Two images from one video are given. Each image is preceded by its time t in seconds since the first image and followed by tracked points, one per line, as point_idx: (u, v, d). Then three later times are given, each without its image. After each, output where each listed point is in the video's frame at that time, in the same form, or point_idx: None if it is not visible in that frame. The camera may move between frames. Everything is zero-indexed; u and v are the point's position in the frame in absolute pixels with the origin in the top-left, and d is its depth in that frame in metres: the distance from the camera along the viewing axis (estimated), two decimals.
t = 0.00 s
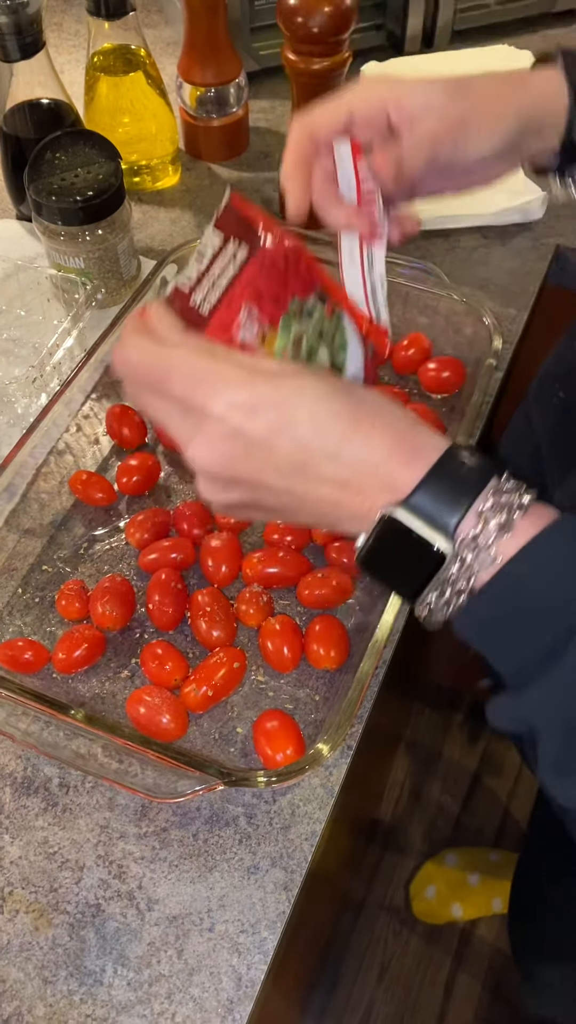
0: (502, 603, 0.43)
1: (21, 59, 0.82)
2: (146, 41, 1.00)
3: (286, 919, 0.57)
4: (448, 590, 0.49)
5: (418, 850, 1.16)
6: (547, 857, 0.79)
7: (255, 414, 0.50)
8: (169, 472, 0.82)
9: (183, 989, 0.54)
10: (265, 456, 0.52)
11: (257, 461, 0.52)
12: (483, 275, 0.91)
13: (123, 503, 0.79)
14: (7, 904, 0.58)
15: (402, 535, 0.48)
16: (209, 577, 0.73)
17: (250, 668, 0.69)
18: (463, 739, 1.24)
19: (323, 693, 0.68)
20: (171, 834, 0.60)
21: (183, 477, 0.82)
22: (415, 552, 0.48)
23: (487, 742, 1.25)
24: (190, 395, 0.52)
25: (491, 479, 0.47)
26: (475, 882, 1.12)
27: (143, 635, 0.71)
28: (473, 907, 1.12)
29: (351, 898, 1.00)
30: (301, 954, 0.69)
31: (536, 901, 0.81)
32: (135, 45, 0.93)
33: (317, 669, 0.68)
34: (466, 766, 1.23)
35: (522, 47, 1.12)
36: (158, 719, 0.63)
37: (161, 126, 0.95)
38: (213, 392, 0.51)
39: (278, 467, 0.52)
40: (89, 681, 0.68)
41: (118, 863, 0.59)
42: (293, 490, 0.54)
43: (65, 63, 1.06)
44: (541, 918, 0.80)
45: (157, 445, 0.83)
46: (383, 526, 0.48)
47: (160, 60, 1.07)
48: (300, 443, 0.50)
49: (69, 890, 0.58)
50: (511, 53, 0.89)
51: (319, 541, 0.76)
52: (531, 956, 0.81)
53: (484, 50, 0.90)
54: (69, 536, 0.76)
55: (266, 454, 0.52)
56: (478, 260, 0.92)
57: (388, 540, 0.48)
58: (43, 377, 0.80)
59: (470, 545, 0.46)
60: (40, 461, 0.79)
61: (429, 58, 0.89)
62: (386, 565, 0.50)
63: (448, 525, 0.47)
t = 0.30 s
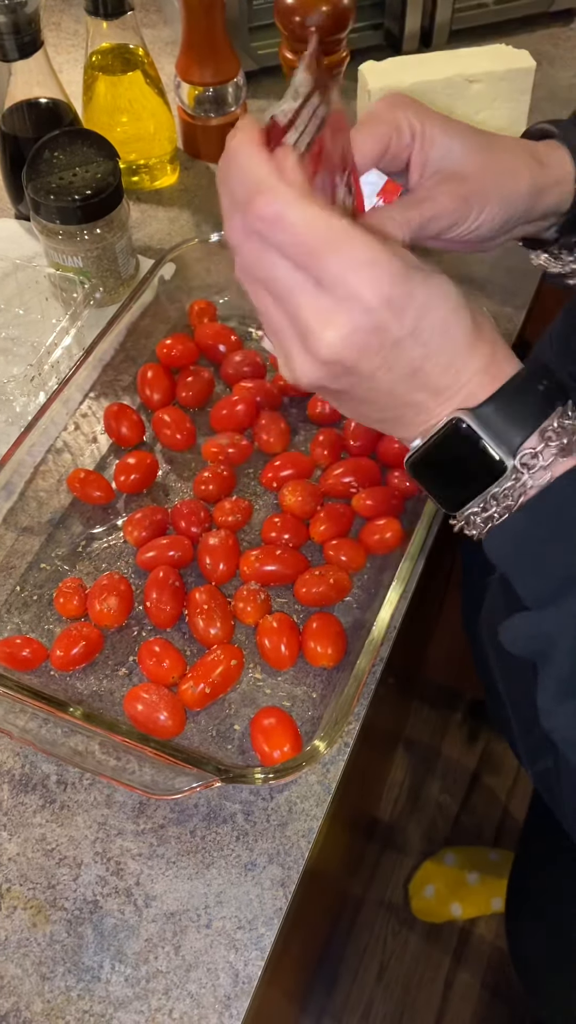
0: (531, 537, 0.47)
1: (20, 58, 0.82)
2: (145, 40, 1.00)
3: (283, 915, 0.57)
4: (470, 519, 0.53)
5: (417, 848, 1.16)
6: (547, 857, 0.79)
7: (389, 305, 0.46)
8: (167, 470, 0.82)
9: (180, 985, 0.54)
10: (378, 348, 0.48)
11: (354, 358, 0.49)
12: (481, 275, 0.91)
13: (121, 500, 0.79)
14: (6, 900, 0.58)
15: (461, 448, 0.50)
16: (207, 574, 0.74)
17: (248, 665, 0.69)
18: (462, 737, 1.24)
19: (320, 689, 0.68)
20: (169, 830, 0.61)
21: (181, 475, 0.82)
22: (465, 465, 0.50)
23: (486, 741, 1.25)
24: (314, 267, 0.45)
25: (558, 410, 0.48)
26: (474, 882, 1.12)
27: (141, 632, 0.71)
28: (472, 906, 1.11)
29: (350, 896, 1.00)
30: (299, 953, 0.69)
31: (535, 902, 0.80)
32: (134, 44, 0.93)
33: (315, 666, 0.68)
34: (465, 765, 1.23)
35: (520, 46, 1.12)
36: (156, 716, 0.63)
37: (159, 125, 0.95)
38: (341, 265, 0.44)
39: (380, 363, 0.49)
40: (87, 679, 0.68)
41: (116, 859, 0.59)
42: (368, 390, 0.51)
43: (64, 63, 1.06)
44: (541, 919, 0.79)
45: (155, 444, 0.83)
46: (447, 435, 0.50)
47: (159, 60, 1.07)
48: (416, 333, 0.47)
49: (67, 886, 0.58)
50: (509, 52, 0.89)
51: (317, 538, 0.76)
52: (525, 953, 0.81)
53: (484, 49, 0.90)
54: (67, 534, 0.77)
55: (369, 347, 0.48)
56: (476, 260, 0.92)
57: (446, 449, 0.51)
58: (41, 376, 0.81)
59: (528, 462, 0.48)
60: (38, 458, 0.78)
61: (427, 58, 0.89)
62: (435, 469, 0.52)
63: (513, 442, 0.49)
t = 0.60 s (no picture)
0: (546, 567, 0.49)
1: (17, 58, 0.82)
2: (142, 40, 1.00)
3: (279, 915, 0.57)
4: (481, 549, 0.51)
5: (415, 848, 1.16)
6: (542, 856, 0.79)
7: (401, 283, 0.46)
8: (163, 469, 0.82)
9: (175, 984, 0.54)
10: (389, 325, 0.48)
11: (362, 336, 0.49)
12: (478, 275, 0.91)
13: (117, 500, 0.79)
14: (1, 900, 0.58)
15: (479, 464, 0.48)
16: (203, 574, 0.74)
17: (243, 665, 0.69)
18: (460, 737, 1.24)
19: (316, 689, 0.68)
20: (164, 830, 0.61)
21: (178, 475, 0.82)
22: (478, 482, 0.49)
23: (484, 741, 1.25)
24: (332, 245, 0.44)
25: None
26: (473, 882, 1.12)
27: (136, 632, 0.71)
28: (471, 907, 1.11)
29: (348, 896, 1.00)
30: (297, 954, 0.69)
31: (533, 903, 0.80)
32: (131, 44, 0.93)
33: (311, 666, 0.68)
34: (464, 765, 1.23)
35: (517, 46, 1.12)
36: (151, 716, 0.63)
37: (156, 125, 0.95)
38: (359, 244, 0.44)
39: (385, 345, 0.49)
40: (82, 678, 0.68)
41: (111, 859, 0.59)
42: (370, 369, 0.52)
43: (62, 63, 1.06)
44: (540, 920, 0.79)
45: (151, 444, 0.83)
46: (467, 450, 0.48)
47: (156, 60, 1.07)
48: (428, 319, 0.47)
49: (62, 886, 0.58)
50: (507, 52, 0.89)
51: (313, 537, 0.76)
52: (525, 953, 0.81)
53: (482, 48, 0.90)
54: (63, 533, 0.77)
55: (379, 321, 0.48)
56: (472, 259, 0.92)
57: (460, 463, 0.49)
58: (37, 376, 0.80)
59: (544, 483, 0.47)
60: (34, 458, 0.78)
61: (424, 57, 0.89)
62: (449, 486, 0.51)
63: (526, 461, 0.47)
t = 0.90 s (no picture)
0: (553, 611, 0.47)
1: (18, 59, 0.82)
2: (143, 41, 1.00)
3: (280, 914, 0.57)
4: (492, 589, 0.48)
5: (416, 848, 1.16)
6: (541, 855, 0.79)
7: (379, 301, 0.43)
8: (164, 469, 0.82)
9: (176, 983, 0.55)
10: (364, 338, 0.45)
11: (343, 360, 0.47)
12: (479, 275, 0.91)
13: (119, 500, 0.79)
14: (2, 898, 0.58)
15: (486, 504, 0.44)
16: (204, 574, 0.74)
17: (244, 664, 0.69)
18: (461, 737, 1.24)
19: (316, 688, 0.68)
20: (165, 829, 0.61)
21: (179, 475, 0.82)
22: (485, 523, 0.45)
23: (485, 741, 1.25)
24: (309, 259, 0.43)
25: None
26: (473, 881, 1.12)
27: (137, 632, 0.71)
28: (471, 907, 1.12)
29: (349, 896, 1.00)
30: (298, 953, 0.69)
31: (534, 904, 0.80)
32: (132, 45, 0.93)
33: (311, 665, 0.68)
34: (464, 766, 1.23)
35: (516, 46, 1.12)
36: (152, 715, 0.63)
37: (157, 125, 0.95)
38: (334, 256, 0.42)
39: (371, 371, 0.47)
40: (84, 677, 0.68)
41: (112, 858, 0.60)
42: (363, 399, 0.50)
43: (63, 63, 1.06)
44: (541, 921, 0.79)
45: (152, 444, 0.83)
46: (465, 492, 0.44)
47: (157, 60, 1.08)
48: (411, 340, 0.44)
49: (63, 885, 0.58)
50: (507, 53, 0.90)
51: (314, 537, 0.76)
52: (524, 952, 0.81)
53: (484, 48, 0.90)
54: (64, 533, 0.77)
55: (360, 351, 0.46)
56: (472, 259, 0.92)
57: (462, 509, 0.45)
58: (39, 375, 0.80)
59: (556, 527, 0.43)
60: (36, 457, 0.78)
61: (425, 58, 0.89)
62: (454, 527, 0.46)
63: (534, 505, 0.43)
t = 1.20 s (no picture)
0: None
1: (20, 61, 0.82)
2: (146, 42, 1.00)
3: (282, 914, 0.58)
4: (551, 560, 0.39)
5: (418, 848, 1.16)
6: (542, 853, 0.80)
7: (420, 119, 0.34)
8: (166, 471, 0.82)
9: (179, 984, 0.55)
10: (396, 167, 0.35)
11: (348, 226, 0.38)
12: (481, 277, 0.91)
13: (121, 501, 0.79)
14: (5, 899, 0.58)
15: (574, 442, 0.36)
16: (206, 574, 0.74)
17: (247, 665, 0.69)
18: (462, 738, 1.24)
19: (319, 689, 0.68)
20: (168, 830, 0.61)
21: (181, 475, 0.82)
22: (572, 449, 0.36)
23: (486, 742, 1.25)
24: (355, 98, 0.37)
25: None
26: (475, 882, 1.12)
27: (141, 632, 0.71)
28: (473, 907, 1.12)
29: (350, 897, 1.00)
30: (300, 953, 0.70)
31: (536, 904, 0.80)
32: (134, 47, 0.93)
33: (314, 666, 0.68)
34: (466, 767, 1.23)
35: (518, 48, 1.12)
36: (155, 716, 0.63)
37: (159, 127, 0.95)
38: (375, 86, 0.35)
39: (391, 216, 0.35)
40: (87, 678, 0.69)
41: (115, 859, 0.60)
42: (380, 263, 0.37)
43: (65, 65, 1.06)
44: (542, 921, 0.79)
45: (155, 445, 0.83)
46: None
47: (160, 61, 1.08)
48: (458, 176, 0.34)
49: (67, 885, 0.59)
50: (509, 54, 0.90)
51: (316, 539, 0.76)
52: (525, 951, 0.82)
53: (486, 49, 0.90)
54: (67, 534, 0.77)
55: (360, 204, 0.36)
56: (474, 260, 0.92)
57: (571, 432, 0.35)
58: (42, 376, 0.81)
59: None
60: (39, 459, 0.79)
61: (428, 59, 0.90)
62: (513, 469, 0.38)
63: None
